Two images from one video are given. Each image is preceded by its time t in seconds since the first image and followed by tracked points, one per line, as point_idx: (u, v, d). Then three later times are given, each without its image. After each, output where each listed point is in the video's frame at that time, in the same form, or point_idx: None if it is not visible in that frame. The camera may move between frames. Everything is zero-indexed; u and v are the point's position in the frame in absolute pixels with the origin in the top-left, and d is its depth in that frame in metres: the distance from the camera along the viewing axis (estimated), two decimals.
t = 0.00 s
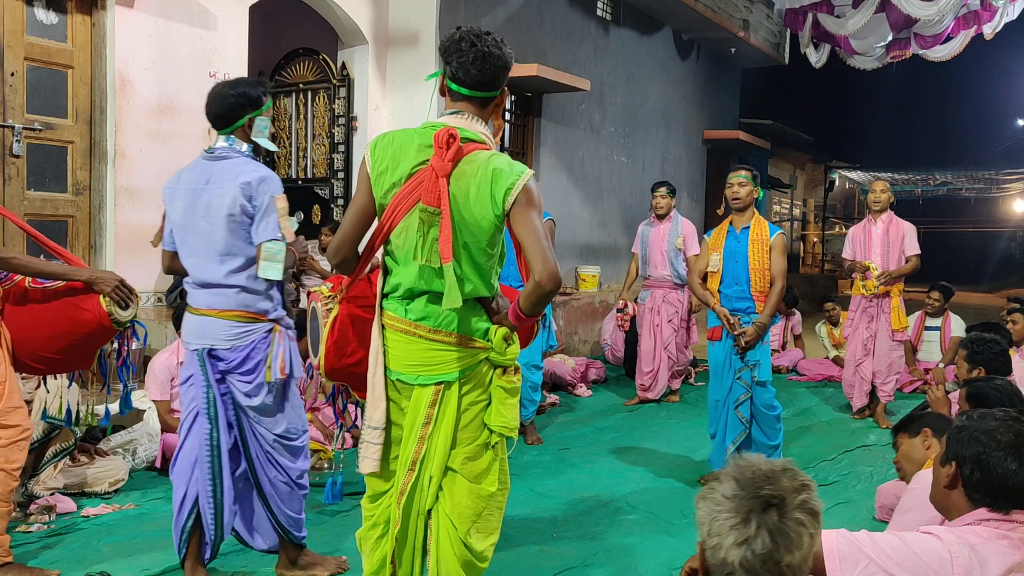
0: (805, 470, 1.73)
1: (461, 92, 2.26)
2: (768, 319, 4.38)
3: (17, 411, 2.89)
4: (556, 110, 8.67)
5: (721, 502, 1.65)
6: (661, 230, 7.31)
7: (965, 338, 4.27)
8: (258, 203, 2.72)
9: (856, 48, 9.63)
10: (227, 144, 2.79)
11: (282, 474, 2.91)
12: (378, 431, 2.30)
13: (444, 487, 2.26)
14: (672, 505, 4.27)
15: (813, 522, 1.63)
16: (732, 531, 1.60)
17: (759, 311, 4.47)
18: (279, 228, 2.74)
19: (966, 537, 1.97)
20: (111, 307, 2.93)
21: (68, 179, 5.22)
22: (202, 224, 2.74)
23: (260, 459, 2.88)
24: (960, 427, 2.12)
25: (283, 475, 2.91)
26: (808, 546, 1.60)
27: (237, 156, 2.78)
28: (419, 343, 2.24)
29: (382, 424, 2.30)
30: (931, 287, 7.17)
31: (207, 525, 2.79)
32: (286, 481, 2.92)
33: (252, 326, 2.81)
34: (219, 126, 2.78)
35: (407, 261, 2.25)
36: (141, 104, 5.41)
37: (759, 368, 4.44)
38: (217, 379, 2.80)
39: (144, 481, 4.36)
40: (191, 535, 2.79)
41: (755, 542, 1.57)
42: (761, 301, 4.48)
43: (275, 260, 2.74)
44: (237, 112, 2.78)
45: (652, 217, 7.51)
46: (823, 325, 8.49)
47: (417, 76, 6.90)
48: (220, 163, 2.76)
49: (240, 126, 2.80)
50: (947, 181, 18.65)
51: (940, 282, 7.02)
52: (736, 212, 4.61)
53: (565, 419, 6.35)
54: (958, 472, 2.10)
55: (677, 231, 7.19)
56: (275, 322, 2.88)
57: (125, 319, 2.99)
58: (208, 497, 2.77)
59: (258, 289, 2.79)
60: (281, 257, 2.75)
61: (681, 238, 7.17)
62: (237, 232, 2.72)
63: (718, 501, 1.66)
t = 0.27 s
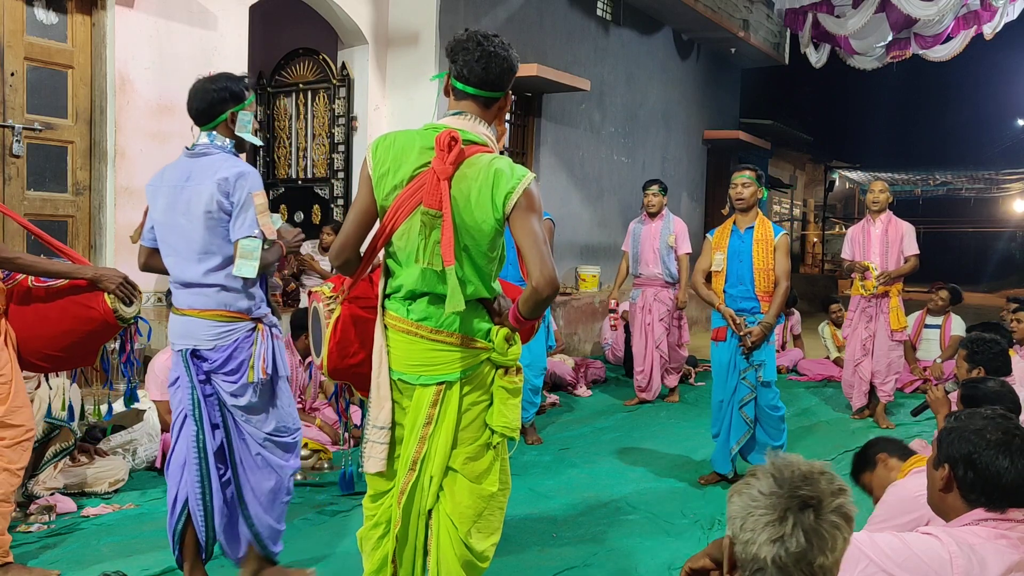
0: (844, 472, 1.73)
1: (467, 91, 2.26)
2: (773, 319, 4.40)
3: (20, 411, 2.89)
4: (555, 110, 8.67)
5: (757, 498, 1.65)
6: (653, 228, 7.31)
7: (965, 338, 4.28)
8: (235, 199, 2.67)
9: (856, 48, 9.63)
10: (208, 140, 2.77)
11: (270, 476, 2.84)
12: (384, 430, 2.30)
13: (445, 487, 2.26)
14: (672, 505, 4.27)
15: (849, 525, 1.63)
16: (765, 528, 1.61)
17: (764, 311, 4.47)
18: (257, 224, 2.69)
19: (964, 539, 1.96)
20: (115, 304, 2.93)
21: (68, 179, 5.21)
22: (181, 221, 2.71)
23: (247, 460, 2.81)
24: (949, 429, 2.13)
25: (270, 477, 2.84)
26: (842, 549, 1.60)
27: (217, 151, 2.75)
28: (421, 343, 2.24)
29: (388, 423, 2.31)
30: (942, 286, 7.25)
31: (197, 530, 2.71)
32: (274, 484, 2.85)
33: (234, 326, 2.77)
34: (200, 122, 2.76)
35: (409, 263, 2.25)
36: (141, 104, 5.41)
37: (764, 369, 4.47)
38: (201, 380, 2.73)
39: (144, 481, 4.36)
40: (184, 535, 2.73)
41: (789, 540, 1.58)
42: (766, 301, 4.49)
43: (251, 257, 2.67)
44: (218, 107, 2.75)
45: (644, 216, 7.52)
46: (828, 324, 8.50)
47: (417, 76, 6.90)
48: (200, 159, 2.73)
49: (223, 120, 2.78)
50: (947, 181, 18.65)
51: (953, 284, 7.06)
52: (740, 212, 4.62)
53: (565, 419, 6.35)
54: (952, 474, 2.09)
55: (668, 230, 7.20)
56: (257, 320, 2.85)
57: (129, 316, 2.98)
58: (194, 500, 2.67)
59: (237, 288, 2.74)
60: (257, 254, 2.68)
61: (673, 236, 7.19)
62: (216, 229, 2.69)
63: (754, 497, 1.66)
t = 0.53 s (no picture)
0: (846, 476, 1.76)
1: (470, 90, 2.25)
2: (782, 320, 4.38)
3: (20, 411, 2.89)
4: (556, 110, 8.67)
5: (764, 499, 1.66)
6: (649, 228, 7.30)
7: (964, 338, 4.28)
8: (227, 199, 2.66)
9: (856, 48, 9.63)
10: (199, 138, 2.75)
11: (244, 489, 2.76)
12: (379, 430, 2.30)
13: (446, 488, 2.26)
14: (672, 505, 4.27)
15: (854, 527, 1.64)
16: (774, 527, 1.61)
17: (773, 312, 4.47)
18: (250, 224, 2.67)
19: (965, 541, 1.97)
20: (114, 305, 2.93)
21: (68, 179, 5.21)
22: (174, 223, 2.70)
23: (223, 469, 2.74)
24: (943, 432, 2.17)
25: (244, 490, 2.76)
26: (847, 550, 1.62)
27: (208, 150, 2.73)
28: (424, 343, 2.24)
29: (385, 423, 2.30)
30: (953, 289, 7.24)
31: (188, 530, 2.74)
32: (249, 497, 2.77)
33: (228, 327, 2.76)
34: (189, 119, 2.75)
35: (411, 263, 2.25)
36: (141, 104, 5.41)
37: (773, 370, 4.46)
38: (193, 381, 2.75)
39: (144, 481, 4.35)
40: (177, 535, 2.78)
41: (798, 541, 1.58)
42: (775, 302, 4.49)
43: (243, 259, 2.66)
44: (207, 103, 2.73)
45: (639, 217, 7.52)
46: (831, 322, 8.44)
47: (417, 76, 6.90)
48: (191, 159, 2.72)
49: (214, 117, 2.75)
50: (947, 181, 18.65)
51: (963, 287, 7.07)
52: (748, 212, 4.60)
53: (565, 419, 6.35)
54: (947, 476, 2.13)
55: (664, 229, 7.18)
56: (252, 323, 2.84)
57: (129, 316, 2.98)
58: (185, 499, 2.71)
59: (231, 290, 2.73)
60: (250, 255, 2.67)
61: (668, 236, 7.17)
62: (209, 231, 2.68)
63: (762, 496, 1.67)
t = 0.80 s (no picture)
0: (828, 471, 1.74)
1: (471, 89, 2.25)
2: (789, 321, 4.40)
3: (18, 411, 2.89)
4: (556, 110, 8.66)
5: (744, 500, 1.66)
6: (654, 228, 7.29)
7: (965, 338, 4.28)
8: (226, 197, 2.65)
9: (856, 48, 9.63)
10: (197, 135, 2.74)
11: (213, 496, 2.71)
12: (382, 430, 2.30)
13: (447, 488, 2.26)
14: (672, 505, 4.27)
15: (836, 526, 1.63)
16: (753, 529, 1.61)
17: (781, 313, 4.46)
18: (251, 223, 2.66)
19: (966, 542, 1.97)
20: (110, 307, 2.92)
21: (68, 179, 5.20)
22: (173, 222, 2.70)
23: (195, 472, 2.71)
24: (939, 435, 2.16)
25: (213, 497, 2.71)
26: (830, 550, 1.60)
27: (206, 147, 2.72)
28: (427, 343, 2.24)
29: (386, 423, 2.30)
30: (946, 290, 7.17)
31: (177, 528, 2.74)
32: (218, 504, 2.72)
33: (224, 327, 2.75)
34: (189, 117, 2.74)
35: (413, 264, 2.25)
36: (141, 104, 5.40)
37: (781, 371, 4.48)
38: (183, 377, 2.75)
39: (144, 481, 4.35)
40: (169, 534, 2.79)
41: (778, 542, 1.58)
42: (783, 304, 4.48)
43: (243, 259, 2.65)
44: (206, 99, 2.72)
45: (645, 216, 7.50)
46: (834, 322, 8.45)
47: (417, 76, 6.90)
48: (189, 156, 2.71)
49: (214, 112, 2.74)
50: (947, 181, 18.66)
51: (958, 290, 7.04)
52: (759, 212, 4.60)
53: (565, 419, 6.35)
54: (949, 479, 2.13)
55: (669, 230, 7.17)
56: (248, 325, 2.82)
57: (125, 318, 2.97)
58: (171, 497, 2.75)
59: (230, 291, 2.73)
60: (249, 254, 2.66)
61: (673, 237, 7.17)
62: (207, 230, 2.68)
63: (741, 498, 1.67)
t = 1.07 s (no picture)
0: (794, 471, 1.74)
1: (472, 90, 2.25)
2: (798, 323, 4.40)
3: (16, 411, 2.90)
4: (556, 110, 8.66)
5: (712, 506, 1.65)
6: (666, 230, 7.31)
7: (964, 337, 4.29)
8: (225, 196, 2.64)
9: (856, 48, 9.63)
10: (197, 132, 2.74)
11: (206, 500, 2.69)
12: (386, 431, 2.29)
13: (449, 489, 2.25)
14: (672, 505, 4.28)
15: (804, 523, 1.63)
16: (723, 534, 1.60)
17: (790, 315, 4.46)
18: (248, 223, 2.66)
19: (966, 542, 1.97)
20: (106, 308, 2.92)
21: (68, 179, 5.20)
22: (169, 220, 2.69)
23: (188, 475, 2.68)
24: (932, 439, 2.17)
25: (207, 501, 2.69)
26: (799, 549, 1.60)
27: (206, 144, 2.72)
28: (429, 344, 2.24)
29: (389, 424, 2.29)
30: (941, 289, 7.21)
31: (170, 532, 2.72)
32: (211, 508, 2.70)
33: (223, 328, 2.75)
34: (188, 113, 2.74)
35: (414, 264, 2.25)
36: (141, 104, 5.40)
37: (788, 373, 4.46)
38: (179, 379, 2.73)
39: (145, 481, 4.35)
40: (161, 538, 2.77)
41: (748, 546, 1.57)
42: (792, 305, 4.49)
43: (238, 259, 2.63)
44: (205, 96, 2.71)
45: (658, 217, 7.49)
46: (836, 321, 8.44)
47: (417, 76, 6.90)
48: (188, 153, 2.71)
49: (212, 110, 2.73)
50: (947, 181, 18.67)
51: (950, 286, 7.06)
52: (771, 212, 4.59)
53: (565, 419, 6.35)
54: (949, 481, 2.12)
55: (681, 232, 7.20)
56: (247, 327, 2.83)
57: (122, 320, 2.97)
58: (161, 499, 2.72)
59: (228, 291, 2.72)
60: (245, 255, 2.64)
61: (686, 238, 7.19)
62: (205, 229, 2.67)
63: (709, 504, 1.65)
